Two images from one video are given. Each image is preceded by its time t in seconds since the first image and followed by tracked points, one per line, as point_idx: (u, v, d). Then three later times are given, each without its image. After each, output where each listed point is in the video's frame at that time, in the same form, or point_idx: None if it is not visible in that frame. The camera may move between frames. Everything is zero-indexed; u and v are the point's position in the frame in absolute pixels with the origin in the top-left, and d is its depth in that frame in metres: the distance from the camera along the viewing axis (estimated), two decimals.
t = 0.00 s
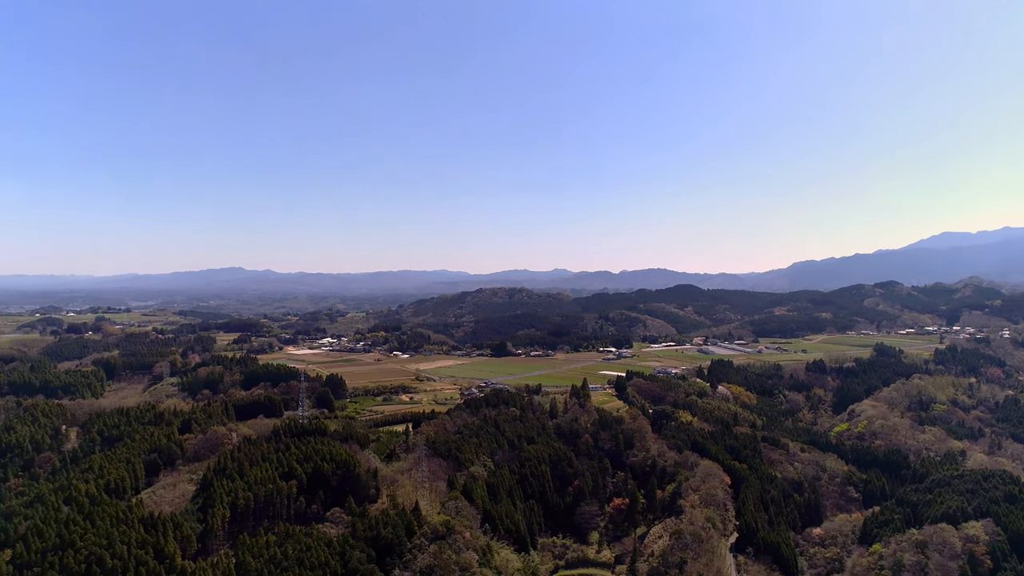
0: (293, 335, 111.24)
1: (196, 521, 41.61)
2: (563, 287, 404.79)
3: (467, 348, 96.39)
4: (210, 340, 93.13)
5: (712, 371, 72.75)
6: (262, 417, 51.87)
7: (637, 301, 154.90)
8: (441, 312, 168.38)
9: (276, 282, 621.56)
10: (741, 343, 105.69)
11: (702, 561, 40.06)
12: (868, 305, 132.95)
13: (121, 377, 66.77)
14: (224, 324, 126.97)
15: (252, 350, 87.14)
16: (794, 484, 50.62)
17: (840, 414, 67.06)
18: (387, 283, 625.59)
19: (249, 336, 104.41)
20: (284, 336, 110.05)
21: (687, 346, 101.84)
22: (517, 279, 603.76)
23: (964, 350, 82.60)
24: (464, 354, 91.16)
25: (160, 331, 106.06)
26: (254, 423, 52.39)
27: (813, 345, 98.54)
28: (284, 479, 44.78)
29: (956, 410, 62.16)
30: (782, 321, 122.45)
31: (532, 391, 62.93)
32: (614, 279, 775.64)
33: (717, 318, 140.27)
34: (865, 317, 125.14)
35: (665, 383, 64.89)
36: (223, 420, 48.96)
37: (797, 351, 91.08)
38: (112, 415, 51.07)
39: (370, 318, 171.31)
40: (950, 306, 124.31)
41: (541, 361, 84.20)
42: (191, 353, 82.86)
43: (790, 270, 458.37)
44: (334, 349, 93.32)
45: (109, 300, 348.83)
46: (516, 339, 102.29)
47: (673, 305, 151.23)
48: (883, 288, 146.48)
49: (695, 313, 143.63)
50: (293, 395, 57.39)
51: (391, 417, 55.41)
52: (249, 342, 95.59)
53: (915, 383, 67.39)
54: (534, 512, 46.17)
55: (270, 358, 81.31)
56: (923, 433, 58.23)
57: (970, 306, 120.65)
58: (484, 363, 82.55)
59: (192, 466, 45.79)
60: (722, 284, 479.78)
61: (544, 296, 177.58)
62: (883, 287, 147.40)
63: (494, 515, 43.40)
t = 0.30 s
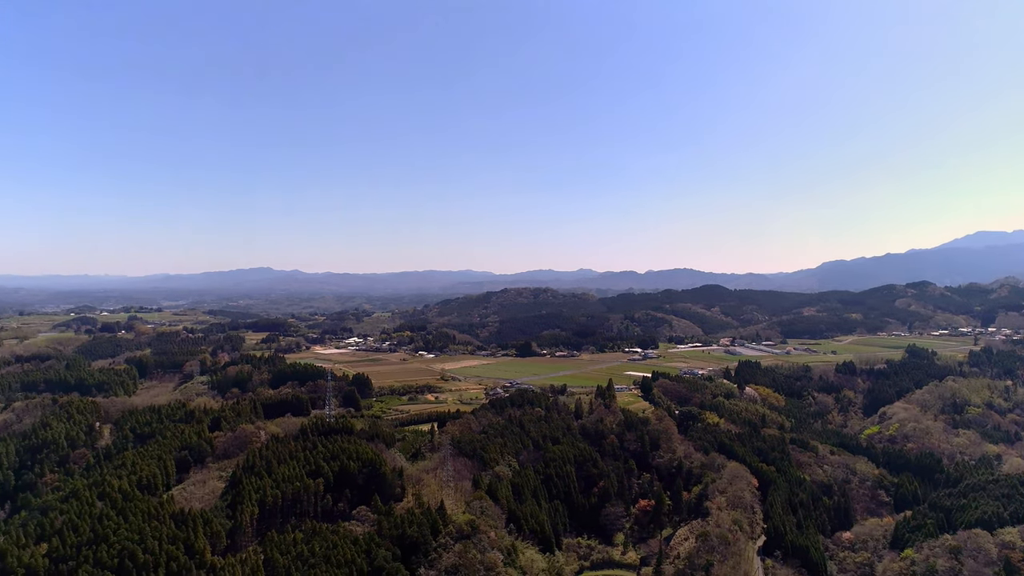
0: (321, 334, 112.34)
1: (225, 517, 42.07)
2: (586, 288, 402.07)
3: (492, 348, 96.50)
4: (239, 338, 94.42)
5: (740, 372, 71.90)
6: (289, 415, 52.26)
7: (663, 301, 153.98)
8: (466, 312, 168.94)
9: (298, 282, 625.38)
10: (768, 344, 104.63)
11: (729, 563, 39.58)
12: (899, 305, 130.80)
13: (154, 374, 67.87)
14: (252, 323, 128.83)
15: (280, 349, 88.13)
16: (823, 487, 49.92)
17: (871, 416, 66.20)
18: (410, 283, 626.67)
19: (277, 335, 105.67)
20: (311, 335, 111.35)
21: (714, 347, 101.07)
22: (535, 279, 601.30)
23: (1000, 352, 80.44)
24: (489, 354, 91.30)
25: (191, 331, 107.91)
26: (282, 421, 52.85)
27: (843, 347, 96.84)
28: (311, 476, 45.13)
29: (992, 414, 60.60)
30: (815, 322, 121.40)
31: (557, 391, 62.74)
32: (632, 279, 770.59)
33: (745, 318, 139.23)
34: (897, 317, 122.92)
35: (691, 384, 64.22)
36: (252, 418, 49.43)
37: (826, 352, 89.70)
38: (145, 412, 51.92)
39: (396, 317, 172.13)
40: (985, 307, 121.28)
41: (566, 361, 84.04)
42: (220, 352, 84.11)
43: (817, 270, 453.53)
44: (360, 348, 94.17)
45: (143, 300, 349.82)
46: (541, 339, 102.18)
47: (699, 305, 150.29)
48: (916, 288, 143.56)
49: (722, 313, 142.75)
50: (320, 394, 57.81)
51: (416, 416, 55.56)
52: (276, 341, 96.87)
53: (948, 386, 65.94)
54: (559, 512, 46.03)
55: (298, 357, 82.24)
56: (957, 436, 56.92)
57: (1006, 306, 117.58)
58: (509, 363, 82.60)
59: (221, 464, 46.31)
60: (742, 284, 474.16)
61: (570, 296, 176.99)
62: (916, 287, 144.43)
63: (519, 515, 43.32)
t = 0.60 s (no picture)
0: (350, 334, 113.14)
1: (255, 514, 42.53)
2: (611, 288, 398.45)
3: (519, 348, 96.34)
4: (268, 338, 95.49)
5: (769, 373, 70.54)
6: (318, 414, 52.60)
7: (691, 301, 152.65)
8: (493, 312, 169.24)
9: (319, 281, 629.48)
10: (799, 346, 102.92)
11: (759, 567, 39.00)
12: (935, 305, 127.69)
13: (188, 372, 68.96)
14: (282, 323, 130.60)
15: (309, 348, 89.03)
16: (855, 490, 49.10)
17: (906, 419, 65.45)
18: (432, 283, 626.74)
19: (306, 334, 106.81)
20: (339, 334, 112.41)
21: (743, 348, 99.92)
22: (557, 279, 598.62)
23: None
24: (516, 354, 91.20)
25: (222, 330, 109.70)
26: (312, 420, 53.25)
27: (878, 348, 94.79)
28: (339, 475, 45.47)
29: None
30: (843, 322, 118.93)
31: (584, 391, 62.43)
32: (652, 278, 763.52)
33: (775, 318, 137.69)
34: (932, 319, 120.28)
35: (720, 385, 63.36)
36: (282, 417, 49.89)
37: (859, 354, 88.08)
38: (178, 409, 52.72)
39: (423, 317, 172.74)
40: None
41: (593, 361, 83.71)
42: (251, 350, 85.29)
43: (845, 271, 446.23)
44: (387, 348, 94.82)
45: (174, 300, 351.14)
46: (568, 339, 101.87)
47: (729, 305, 149.17)
48: (953, 288, 140.07)
49: (751, 313, 141.52)
50: (349, 393, 58.13)
51: (444, 416, 55.62)
52: (305, 340, 97.97)
53: (986, 388, 63.96)
54: (586, 513, 45.78)
55: (327, 356, 83.05)
56: (995, 440, 55.25)
57: None
58: (536, 363, 82.45)
59: (252, 461, 46.80)
60: (764, 283, 467.34)
61: (597, 296, 175.53)
62: (953, 287, 141.11)
63: (546, 515, 43.21)
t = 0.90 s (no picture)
0: (378, 333, 113.83)
1: (286, 511, 43.00)
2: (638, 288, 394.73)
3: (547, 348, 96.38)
4: (299, 337, 96.66)
5: (801, 374, 69.63)
6: (348, 412, 53.04)
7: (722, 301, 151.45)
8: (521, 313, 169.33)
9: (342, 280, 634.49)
10: (834, 347, 101.22)
11: (791, 571, 38.40)
12: (972, 305, 124.41)
13: (221, 370, 69.94)
14: (311, 322, 132.18)
15: (338, 347, 89.86)
16: (891, 494, 48.18)
17: (943, 422, 64.32)
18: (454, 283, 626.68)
19: (336, 334, 107.90)
20: (368, 333, 113.51)
21: (774, 349, 98.78)
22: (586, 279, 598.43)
23: None
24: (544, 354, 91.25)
25: (253, 330, 111.35)
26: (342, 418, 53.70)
27: (915, 349, 92.77)
28: (369, 473, 45.82)
29: None
30: (879, 322, 117.06)
31: (613, 392, 62.11)
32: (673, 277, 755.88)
33: (807, 318, 136.02)
34: (970, 319, 117.34)
35: (751, 386, 62.57)
36: (312, 415, 50.33)
37: (894, 356, 86.42)
38: (211, 407, 53.50)
39: (452, 317, 173.39)
40: None
41: (622, 361, 83.34)
42: (282, 349, 86.42)
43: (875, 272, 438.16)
44: (415, 347, 95.46)
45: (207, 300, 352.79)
46: (596, 339, 101.54)
47: (761, 305, 147.48)
48: (992, 288, 136.56)
49: (784, 313, 139.82)
50: (378, 392, 58.47)
51: (472, 416, 55.73)
52: (335, 339, 98.95)
53: None
54: (614, 514, 45.52)
55: (357, 355, 83.81)
56: None
57: None
58: (564, 363, 82.37)
59: (283, 458, 47.28)
60: (788, 282, 460.05)
61: (628, 296, 175.07)
62: (992, 287, 137.64)
63: (574, 516, 43.04)
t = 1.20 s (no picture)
0: (408, 333, 114.25)
1: (318, 508, 43.37)
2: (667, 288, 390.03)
3: (576, 348, 96.22)
4: (330, 337, 97.47)
5: (835, 376, 68.76)
6: (378, 411, 53.43)
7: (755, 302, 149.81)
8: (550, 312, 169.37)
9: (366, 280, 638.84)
10: (871, 348, 99.20)
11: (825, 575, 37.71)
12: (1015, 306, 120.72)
13: (254, 368, 70.88)
14: (341, 321, 133.65)
15: (369, 347, 90.61)
16: (929, 499, 47.21)
17: (983, 425, 62.36)
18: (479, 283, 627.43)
19: (368, 334, 108.88)
20: (398, 333, 114.30)
21: (807, 350, 97.21)
22: (615, 279, 595.71)
23: None
24: (573, 354, 91.13)
25: (285, 329, 112.97)
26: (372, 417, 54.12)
27: (955, 351, 90.50)
28: (399, 472, 46.11)
29: None
30: (915, 324, 114.40)
31: (643, 393, 61.73)
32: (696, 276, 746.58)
33: (842, 320, 133.94)
34: (1013, 320, 113.84)
35: (783, 388, 61.72)
36: (343, 414, 50.80)
37: (934, 358, 84.45)
38: (245, 405, 54.21)
39: (482, 317, 173.82)
40: None
41: (651, 362, 82.72)
42: (313, 348, 87.37)
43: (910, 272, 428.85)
44: (445, 347, 95.91)
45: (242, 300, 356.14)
46: (626, 340, 101.06)
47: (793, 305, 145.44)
48: None
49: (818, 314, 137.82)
50: (407, 391, 58.73)
51: (501, 415, 55.75)
52: (366, 338, 99.65)
53: None
54: (644, 516, 45.12)
55: (388, 354, 84.38)
56: None
57: None
58: (594, 364, 82.14)
59: (314, 456, 47.74)
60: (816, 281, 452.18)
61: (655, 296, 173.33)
62: None
63: (604, 517, 42.82)
